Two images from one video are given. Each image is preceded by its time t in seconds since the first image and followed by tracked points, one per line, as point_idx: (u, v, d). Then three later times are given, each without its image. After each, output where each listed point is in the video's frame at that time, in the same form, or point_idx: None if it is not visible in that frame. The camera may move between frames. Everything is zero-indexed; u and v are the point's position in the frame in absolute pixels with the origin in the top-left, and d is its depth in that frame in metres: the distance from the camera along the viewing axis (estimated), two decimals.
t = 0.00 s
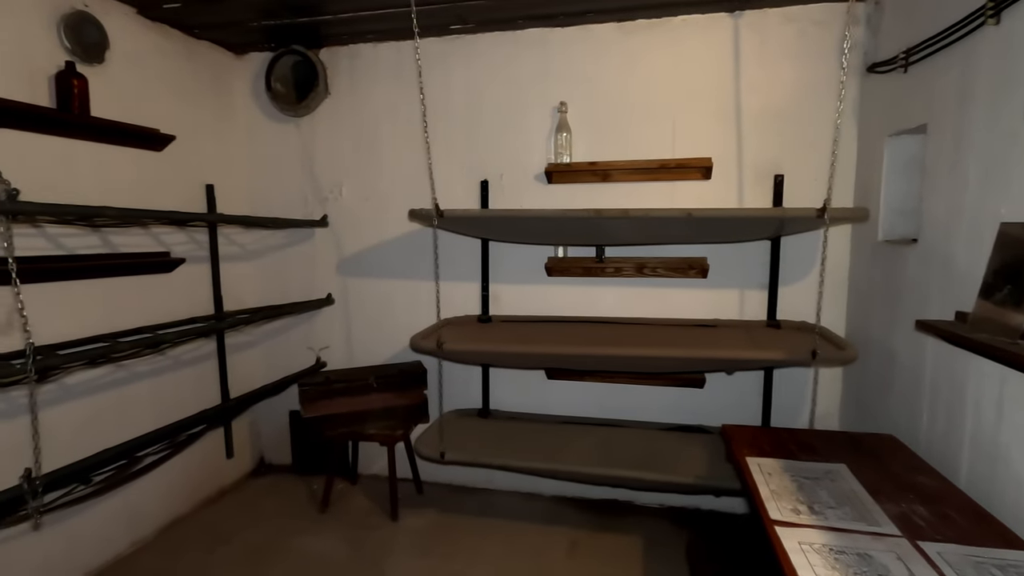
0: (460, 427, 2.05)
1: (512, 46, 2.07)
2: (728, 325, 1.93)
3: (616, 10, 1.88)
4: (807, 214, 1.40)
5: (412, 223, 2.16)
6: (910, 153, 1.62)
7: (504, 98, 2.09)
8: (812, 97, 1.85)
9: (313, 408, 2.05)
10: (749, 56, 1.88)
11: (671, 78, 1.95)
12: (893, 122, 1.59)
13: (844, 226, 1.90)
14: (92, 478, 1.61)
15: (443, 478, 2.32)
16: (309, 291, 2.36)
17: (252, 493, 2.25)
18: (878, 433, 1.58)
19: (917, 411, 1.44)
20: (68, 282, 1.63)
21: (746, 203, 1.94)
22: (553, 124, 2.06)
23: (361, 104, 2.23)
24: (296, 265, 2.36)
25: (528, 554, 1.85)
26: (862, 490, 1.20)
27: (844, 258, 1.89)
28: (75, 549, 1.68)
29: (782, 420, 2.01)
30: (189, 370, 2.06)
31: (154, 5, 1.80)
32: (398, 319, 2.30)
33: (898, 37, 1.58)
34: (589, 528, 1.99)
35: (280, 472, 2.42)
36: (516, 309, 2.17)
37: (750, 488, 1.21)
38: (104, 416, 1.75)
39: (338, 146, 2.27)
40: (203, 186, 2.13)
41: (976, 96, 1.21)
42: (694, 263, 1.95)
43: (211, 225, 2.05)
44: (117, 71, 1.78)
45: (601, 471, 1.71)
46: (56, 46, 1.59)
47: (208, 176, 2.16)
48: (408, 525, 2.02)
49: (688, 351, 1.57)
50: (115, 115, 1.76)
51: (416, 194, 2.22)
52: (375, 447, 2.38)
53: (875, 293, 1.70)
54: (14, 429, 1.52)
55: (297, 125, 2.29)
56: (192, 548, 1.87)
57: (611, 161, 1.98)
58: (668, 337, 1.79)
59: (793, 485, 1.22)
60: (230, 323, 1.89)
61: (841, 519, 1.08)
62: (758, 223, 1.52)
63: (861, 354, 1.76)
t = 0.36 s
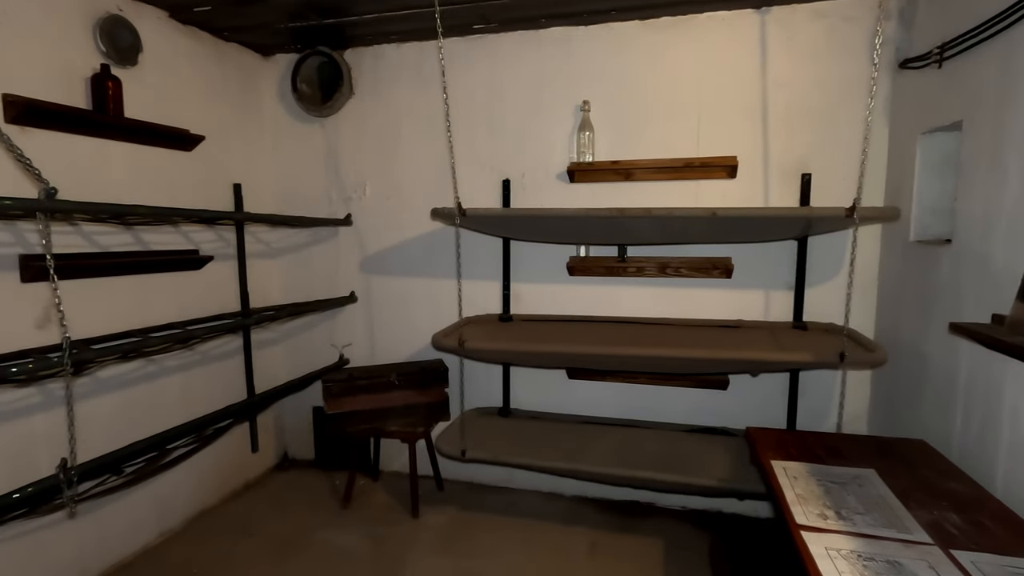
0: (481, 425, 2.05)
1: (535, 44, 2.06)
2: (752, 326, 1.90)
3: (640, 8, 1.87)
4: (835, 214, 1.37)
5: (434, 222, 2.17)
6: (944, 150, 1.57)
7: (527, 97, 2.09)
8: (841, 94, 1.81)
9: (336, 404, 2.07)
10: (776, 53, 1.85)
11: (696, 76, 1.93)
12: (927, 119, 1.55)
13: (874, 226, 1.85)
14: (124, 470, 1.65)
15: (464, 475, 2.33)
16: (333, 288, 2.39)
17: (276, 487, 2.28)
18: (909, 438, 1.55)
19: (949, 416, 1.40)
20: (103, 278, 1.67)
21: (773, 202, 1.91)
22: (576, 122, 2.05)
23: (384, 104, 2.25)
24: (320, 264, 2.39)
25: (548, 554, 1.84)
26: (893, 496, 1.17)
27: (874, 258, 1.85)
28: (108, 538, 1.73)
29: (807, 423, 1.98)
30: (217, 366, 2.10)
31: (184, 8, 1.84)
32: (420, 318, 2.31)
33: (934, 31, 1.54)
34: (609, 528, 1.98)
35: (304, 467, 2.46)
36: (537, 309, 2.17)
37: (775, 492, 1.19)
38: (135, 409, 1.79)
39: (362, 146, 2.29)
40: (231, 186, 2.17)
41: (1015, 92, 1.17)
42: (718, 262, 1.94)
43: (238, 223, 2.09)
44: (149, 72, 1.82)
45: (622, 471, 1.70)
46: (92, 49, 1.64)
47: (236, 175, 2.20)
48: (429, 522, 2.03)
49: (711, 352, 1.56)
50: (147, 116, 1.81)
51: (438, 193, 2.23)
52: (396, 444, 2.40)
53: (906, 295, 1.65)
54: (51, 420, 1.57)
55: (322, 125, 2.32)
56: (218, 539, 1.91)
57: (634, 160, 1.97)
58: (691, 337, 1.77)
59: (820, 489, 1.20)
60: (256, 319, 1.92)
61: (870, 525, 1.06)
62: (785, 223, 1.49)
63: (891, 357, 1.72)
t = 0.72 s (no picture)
0: (504, 424, 2.06)
1: (560, 43, 2.06)
2: (780, 327, 1.87)
3: (667, 5, 1.85)
4: (869, 213, 1.34)
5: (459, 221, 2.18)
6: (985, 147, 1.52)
7: (552, 96, 2.09)
8: (875, 90, 1.77)
9: (361, 401, 2.09)
10: (808, 49, 1.82)
11: (724, 73, 1.90)
12: (967, 115, 1.50)
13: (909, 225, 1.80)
14: (157, 462, 1.70)
15: (486, 474, 2.34)
16: (358, 287, 2.42)
17: (302, 482, 2.32)
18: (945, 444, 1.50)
19: (989, 422, 1.36)
20: (138, 276, 1.72)
21: (803, 202, 1.87)
22: (601, 121, 2.04)
23: (410, 105, 2.27)
24: (346, 262, 2.42)
25: (571, 553, 1.84)
26: (928, 503, 1.14)
27: (909, 258, 1.80)
28: (142, 528, 1.78)
29: (838, 427, 1.93)
30: (246, 363, 2.14)
31: (216, 12, 1.88)
32: (444, 316, 2.33)
33: (974, 24, 1.49)
34: (633, 530, 1.97)
35: (329, 463, 2.49)
36: (560, 308, 2.17)
37: (804, 496, 1.16)
38: (168, 403, 1.84)
39: (388, 146, 2.31)
40: (260, 186, 2.21)
41: None
42: (746, 263, 1.91)
43: (267, 222, 2.13)
44: (182, 75, 1.86)
45: (646, 473, 1.68)
46: (129, 53, 1.69)
47: (265, 175, 2.24)
48: (452, 519, 2.04)
49: (739, 354, 1.53)
50: (180, 118, 1.85)
51: (463, 193, 2.24)
52: (420, 442, 2.42)
53: (942, 296, 1.61)
54: (90, 413, 1.62)
55: (348, 126, 2.35)
56: (247, 532, 1.95)
57: (660, 158, 1.95)
58: (718, 338, 1.74)
59: (852, 494, 1.17)
60: (284, 317, 1.95)
61: (904, 533, 1.03)
62: (815, 222, 1.46)
63: (926, 360, 1.67)
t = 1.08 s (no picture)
0: (529, 425, 2.05)
1: (588, 42, 2.05)
2: (812, 330, 1.83)
3: (697, 2, 1.82)
4: (908, 213, 1.30)
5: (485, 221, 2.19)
6: None
7: (579, 95, 2.08)
8: (915, 86, 1.71)
9: (388, 399, 2.11)
10: (843, 45, 1.77)
11: (755, 71, 1.86)
12: (1013, 111, 1.44)
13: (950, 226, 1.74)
14: (191, 457, 1.74)
15: (511, 474, 2.34)
16: (385, 286, 2.44)
17: (329, 479, 2.35)
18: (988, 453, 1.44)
19: None
20: (173, 274, 1.76)
21: (837, 201, 1.82)
22: (629, 120, 2.02)
23: (437, 106, 2.28)
24: (373, 262, 2.45)
25: (596, 556, 1.82)
26: (970, 515, 1.10)
27: (949, 260, 1.74)
28: (176, 520, 1.83)
29: (873, 434, 1.88)
30: (276, 360, 2.18)
31: (249, 16, 1.92)
32: (470, 316, 2.34)
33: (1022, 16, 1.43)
34: (659, 534, 1.94)
35: (356, 460, 2.52)
36: (586, 309, 2.15)
37: (839, 504, 1.13)
38: (201, 399, 1.89)
39: (415, 146, 2.33)
40: (290, 186, 2.25)
41: None
42: (777, 264, 1.87)
43: (296, 222, 2.17)
44: (217, 78, 1.91)
45: (673, 477, 1.66)
46: (166, 57, 1.74)
47: (295, 176, 2.28)
48: (476, 519, 2.05)
49: (771, 356, 1.50)
50: (214, 120, 1.89)
51: (489, 193, 2.24)
52: (444, 441, 2.43)
53: (986, 299, 1.55)
54: (128, 407, 1.67)
55: (376, 127, 2.38)
56: (276, 527, 1.99)
57: (689, 157, 1.92)
58: (748, 341, 1.71)
59: (889, 503, 1.13)
60: (313, 315, 1.98)
61: (945, 544, 0.99)
62: (851, 222, 1.42)
63: (968, 366, 1.61)
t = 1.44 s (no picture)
0: (552, 425, 2.05)
1: (615, 41, 2.03)
2: (844, 334, 1.78)
3: None
4: (948, 213, 1.26)
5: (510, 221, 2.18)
6: None
7: (605, 95, 2.06)
8: (955, 82, 1.66)
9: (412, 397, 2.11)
10: (879, 41, 1.72)
11: (787, 68, 1.82)
12: None
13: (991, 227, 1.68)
14: (220, 451, 1.77)
15: (534, 474, 2.33)
16: (410, 285, 2.46)
17: (354, 475, 2.38)
18: None
19: None
20: (205, 272, 1.80)
21: (871, 201, 1.78)
22: (656, 119, 2.00)
23: (463, 106, 2.29)
24: (399, 261, 2.47)
25: (620, 558, 1.81)
26: (1014, 527, 1.06)
27: (990, 262, 1.68)
28: (205, 513, 1.87)
29: (907, 441, 1.83)
30: (303, 357, 2.22)
31: (280, 19, 1.95)
32: (493, 316, 2.34)
33: None
34: (684, 538, 1.92)
35: (379, 457, 2.55)
36: (611, 310, 2.14)
37: (874, 512, 1.10)
38: (231, 394, 1.92)
39: (441, 146, 2.34)
40: (318, 186, 2.28)
41: None
42: (808, 266, 1.83)
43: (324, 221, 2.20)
44: (248, 80, 1.94)
45: (699, 480, 1.64)
46: (200, 59, 1.77)
47: (323, 176, 2.31)
48: (499, 518, 2.05)
49: (801, 360, 1.47)
50: (245, 121, 1.93)
51: (514, 192, 2.24)
52: (467, 440, 2.44)
53: None
54: (162, 401, 1.71)
55: (402, 127, 2.39)
56: (302, 521, 2.02)
57: (717, 157, 1.89)
58: (778, 343, 1.67)
59: (927, 513, 1.10)
60: (339, 314, 2.00)
61: (987, 558, 0.96)
62: (887, 222, 1.38)
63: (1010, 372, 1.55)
